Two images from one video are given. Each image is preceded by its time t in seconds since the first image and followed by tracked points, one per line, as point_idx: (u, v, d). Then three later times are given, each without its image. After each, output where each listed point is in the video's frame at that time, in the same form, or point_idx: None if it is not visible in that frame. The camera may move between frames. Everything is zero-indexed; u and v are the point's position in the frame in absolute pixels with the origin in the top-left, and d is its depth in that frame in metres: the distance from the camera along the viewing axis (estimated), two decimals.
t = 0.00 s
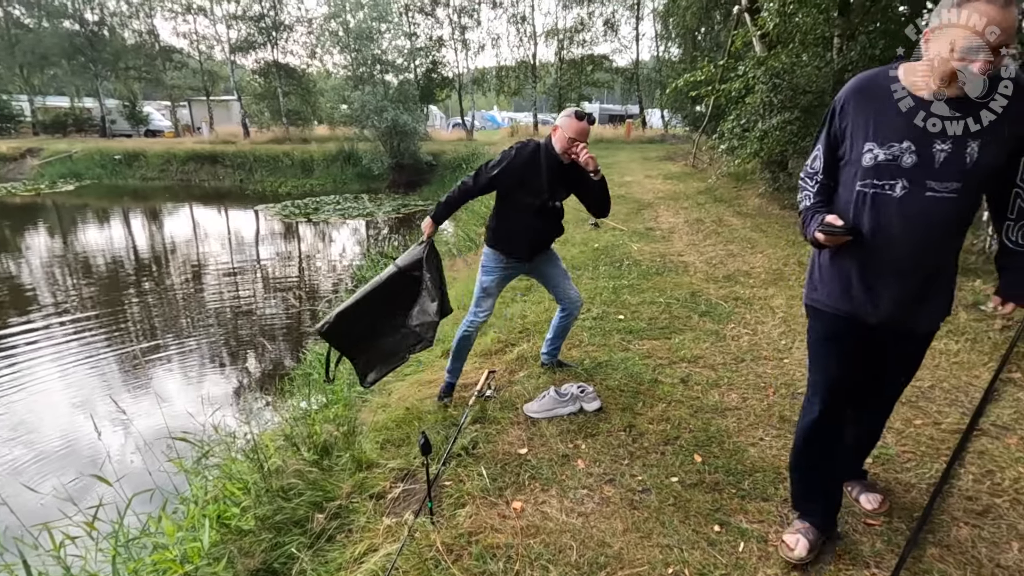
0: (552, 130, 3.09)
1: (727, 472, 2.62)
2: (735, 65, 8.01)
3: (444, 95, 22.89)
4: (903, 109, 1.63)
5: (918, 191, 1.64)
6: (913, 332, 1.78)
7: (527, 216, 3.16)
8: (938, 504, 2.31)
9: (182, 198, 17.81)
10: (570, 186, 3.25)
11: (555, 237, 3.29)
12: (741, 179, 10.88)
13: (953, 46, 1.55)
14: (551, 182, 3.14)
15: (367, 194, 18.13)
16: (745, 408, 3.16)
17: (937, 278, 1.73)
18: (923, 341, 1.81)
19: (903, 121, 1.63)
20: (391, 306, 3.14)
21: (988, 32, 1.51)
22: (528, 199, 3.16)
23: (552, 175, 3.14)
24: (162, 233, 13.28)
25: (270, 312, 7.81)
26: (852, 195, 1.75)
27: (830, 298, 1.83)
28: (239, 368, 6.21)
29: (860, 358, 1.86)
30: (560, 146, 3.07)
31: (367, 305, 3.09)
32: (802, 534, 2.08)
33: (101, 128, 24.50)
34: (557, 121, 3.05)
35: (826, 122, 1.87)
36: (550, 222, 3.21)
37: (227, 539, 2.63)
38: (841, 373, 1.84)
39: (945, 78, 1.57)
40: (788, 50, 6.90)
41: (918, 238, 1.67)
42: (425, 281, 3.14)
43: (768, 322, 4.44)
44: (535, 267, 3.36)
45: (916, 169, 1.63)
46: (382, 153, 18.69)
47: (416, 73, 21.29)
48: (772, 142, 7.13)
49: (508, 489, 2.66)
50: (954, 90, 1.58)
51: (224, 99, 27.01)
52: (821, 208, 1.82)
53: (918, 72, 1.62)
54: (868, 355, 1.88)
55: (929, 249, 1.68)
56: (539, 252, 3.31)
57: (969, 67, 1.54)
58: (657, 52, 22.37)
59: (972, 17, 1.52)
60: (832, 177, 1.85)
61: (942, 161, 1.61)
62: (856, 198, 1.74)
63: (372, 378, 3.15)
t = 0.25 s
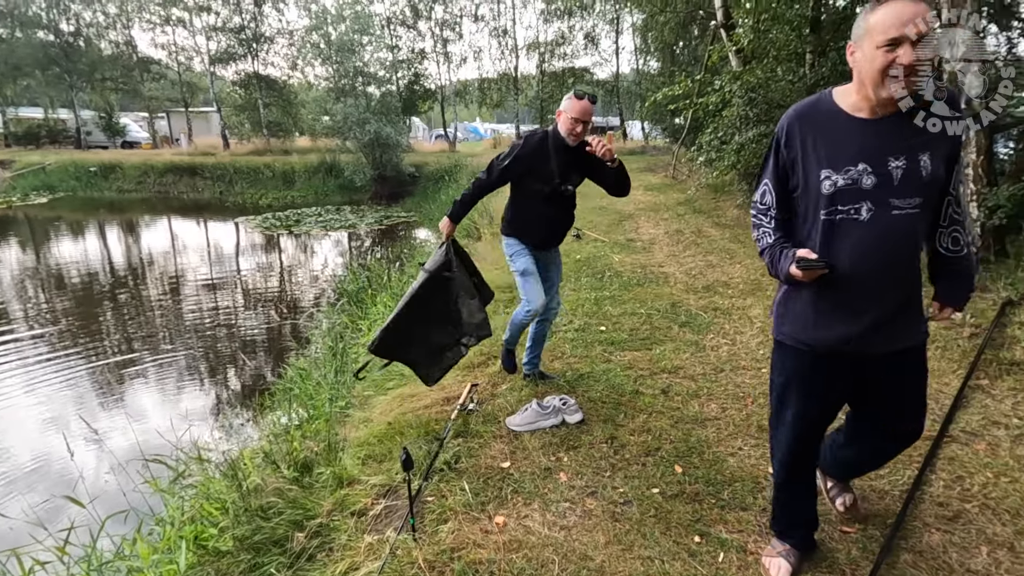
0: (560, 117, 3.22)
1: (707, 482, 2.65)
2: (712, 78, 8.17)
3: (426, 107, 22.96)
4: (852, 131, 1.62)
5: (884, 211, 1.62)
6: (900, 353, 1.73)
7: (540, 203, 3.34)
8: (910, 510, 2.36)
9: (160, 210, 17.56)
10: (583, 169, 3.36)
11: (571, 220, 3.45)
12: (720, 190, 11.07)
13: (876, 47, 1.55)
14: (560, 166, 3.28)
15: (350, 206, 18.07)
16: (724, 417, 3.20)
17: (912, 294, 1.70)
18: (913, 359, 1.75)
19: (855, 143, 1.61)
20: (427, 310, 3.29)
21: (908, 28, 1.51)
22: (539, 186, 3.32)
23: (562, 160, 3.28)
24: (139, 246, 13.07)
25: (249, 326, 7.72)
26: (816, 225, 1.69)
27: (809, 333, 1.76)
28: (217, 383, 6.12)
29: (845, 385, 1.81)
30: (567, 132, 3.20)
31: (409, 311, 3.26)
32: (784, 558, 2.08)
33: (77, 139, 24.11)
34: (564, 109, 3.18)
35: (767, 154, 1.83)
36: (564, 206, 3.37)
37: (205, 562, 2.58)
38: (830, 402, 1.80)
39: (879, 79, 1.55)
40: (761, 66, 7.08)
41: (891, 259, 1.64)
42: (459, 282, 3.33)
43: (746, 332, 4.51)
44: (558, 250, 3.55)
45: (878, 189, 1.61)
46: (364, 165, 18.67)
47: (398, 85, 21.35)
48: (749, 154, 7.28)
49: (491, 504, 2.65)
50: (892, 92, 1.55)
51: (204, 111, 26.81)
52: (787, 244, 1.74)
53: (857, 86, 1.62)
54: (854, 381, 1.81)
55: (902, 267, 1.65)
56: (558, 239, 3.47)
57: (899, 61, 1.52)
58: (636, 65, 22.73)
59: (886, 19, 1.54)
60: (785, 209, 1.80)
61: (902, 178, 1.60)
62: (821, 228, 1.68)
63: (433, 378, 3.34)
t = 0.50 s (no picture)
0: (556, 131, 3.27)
1: (688, 493, 2.67)
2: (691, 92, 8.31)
3: (410, 119, 23.00)
4: (808, 150, 1.70)
5: (846, 224, 1.67)
6: (876, 363, 1.74)
7: (544, 217, 3.36)
8: (886, 517, 2.41)
9: (139, 223, 17.32)
10: (582, 179, 3.41)
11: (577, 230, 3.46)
12: (700, 201, 11.23)
13: (822, 62, 1.62)
14: (560, 179, 3.32)
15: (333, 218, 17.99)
16: (705, 428, 3.23)
17: (883, 304, 1.73)
18: (893, 369, 1.74)
19: (812, 161, 1.68)
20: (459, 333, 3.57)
21: (847, 42, 1.59)
22: (541, 200, 3.35)
23: (562, 172, 3.32)
24: (117, 259, 12.88)
25: (231, 339, 7.63)
26: (781, 242, 1.75)
27: (783, 347, 1.80)
28: (197, 399, 6.03)
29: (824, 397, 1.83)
30: (564, 144, 3.24)
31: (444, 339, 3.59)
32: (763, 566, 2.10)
33: (53, 151, 23.74)
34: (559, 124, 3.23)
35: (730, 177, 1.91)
36: (568, 216, 3.39)
37: None
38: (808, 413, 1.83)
39: (827, 92, 1.62)
40: (739, 80, 7.23)
41: (858, 271, 1.68)
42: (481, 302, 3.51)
43: (726, 342, 4.57)
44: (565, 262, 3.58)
45: (838, 204, 1.67)
46: (347, 177, 18.60)
47: (382, 97, 21.38)
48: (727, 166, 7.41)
49: (474, 519, 2.65)
50: (841, 103, 1.61)
51: (185, 122, 26.59)
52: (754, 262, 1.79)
53: (808, 100, 1.69)
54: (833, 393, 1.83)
55: (869, 278, 1.69)
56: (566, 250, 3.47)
57: (843, 73, 1.59)
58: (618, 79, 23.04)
59: (827, 37, 1.62)
60: (752, 229, 1.86)
61: (860, 191, 1.66)
62: (786, 245, 1.73)
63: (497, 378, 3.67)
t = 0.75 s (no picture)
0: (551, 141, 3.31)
1: (666, 506, 2.70)
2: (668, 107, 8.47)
3: (391, 131, 22.99)
4: (781, 173, 1.74)
5: (815, 248, 1.71)
6: (846, 383, 1.77)
7: (550, 225, 3.37)
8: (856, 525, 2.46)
9: (112, 237, 16.99)
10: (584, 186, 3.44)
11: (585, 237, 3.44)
12: (678, 214, 11.40)
13: (804, 97, 1.62)
14: (563, 187, 3.34)
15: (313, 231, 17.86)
16: (682, 440, 3.27)
17: (853, 326, 1.77)
18: (864, 391, 1.76)
19: (782, 185, 1.73)
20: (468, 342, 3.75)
21: (833, 81, 1.59)
22: (546, 210, 3.37)
23: (563, 180, 3.35)
24: (90, 274, 12.61)
25: (207, 354, 7.50)
26: (754, 263, 1.80)
27: (754, 365, 1.86)
28: (171, 417, 5.91)
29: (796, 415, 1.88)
30: (561, 153, 3.27)
31: (456, 348, 3.81)
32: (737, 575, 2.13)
33: (23, 163, 23.23)
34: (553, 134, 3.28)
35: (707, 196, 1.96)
36: (574, 224, 3.39)
37: None
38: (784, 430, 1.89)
39: (806, 126, 1.65)
40: (713, 96, 7.39)
41: (827, 292, 1.73)
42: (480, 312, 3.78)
43: (703, 354, 4.64)
44: (577, 270, 3.53)
45: (807, 227, 1.71)
46: (327, 189, 18.50)
47: (362, 109, 21.35)
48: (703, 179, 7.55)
49: (454, 536, 2.64)
50: (818, 138, 1.65)
51: (161, 134, 26.24)
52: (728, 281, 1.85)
53: (790, 132, 1.70)
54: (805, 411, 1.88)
55: (837, 300, 1.73)
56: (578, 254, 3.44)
57: (828, 112, 1.60)
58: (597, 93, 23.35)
59: (815, 70, 1.62)
60: (726, 249, 1.92)
61: (829, 215, 1.70)
62: (758, 266, 1.79)
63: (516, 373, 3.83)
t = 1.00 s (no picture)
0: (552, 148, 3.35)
1: (648, 517, 2.71)
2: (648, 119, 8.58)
3: (374, 141, 22.96)
4: (788, 193, 1.68)
5: (815, 273, 1.66)
6: (836, 410, 1.75)
7: (553, 229, 3.39)
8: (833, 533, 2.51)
9: (88, 248, 16.68)
10: (587, 189, 3.45)
11: (590, 240, 3.46)
12: (659, 223, 11.53)
13: (833, 125, 1.55)
14: (565, 191, 3.37)
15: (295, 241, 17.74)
16: (664, 451, 3.30)
17: (849, 355, 1.73)
18: (851, 421, 1.74)
19: (786, 207, 1.68)
20: (451, 351, 3.67)
21: (865, 114, 1.51)
22: (549, 214, 3.40)
23: (566, 185, 3.38)
24: (65, 286, 12.36)
25: (186, 368, 7.39)
26: (752, 281, 1.75)
27: (746, 384, 1.82)
28: (148, 432, 5.80)
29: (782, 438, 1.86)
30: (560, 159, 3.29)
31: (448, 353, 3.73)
32: None
33: None
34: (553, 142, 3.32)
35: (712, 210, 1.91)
36: (577, 228, 3.41)
37: None
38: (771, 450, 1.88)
39: (828, 154, 1.59)
40: (692, 109, 7.51)
41: (823, 318, 1.68)
42: (469, 321, 3.62)
43: (684, 364, 4.68)
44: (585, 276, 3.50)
45: (809, 251, 1.66)
46: (309, 200, 18.38)
47: (345, 120, 21.31)
48: (683, 190, 7.65)
49: (437, 552, 2.63)
50: (837, 167, 1.60)
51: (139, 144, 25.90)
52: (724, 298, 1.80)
53: (809, 155, 1.64)
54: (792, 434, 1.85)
55: (835, 329, 1.69)
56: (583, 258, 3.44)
57: (855, 145, 1.54)
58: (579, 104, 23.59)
59: (848, 99, 1.53)
60: (726, 262, 1.87)
61: (833, 241, 1.65)
62: (756, 285, 1.74)
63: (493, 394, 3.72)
